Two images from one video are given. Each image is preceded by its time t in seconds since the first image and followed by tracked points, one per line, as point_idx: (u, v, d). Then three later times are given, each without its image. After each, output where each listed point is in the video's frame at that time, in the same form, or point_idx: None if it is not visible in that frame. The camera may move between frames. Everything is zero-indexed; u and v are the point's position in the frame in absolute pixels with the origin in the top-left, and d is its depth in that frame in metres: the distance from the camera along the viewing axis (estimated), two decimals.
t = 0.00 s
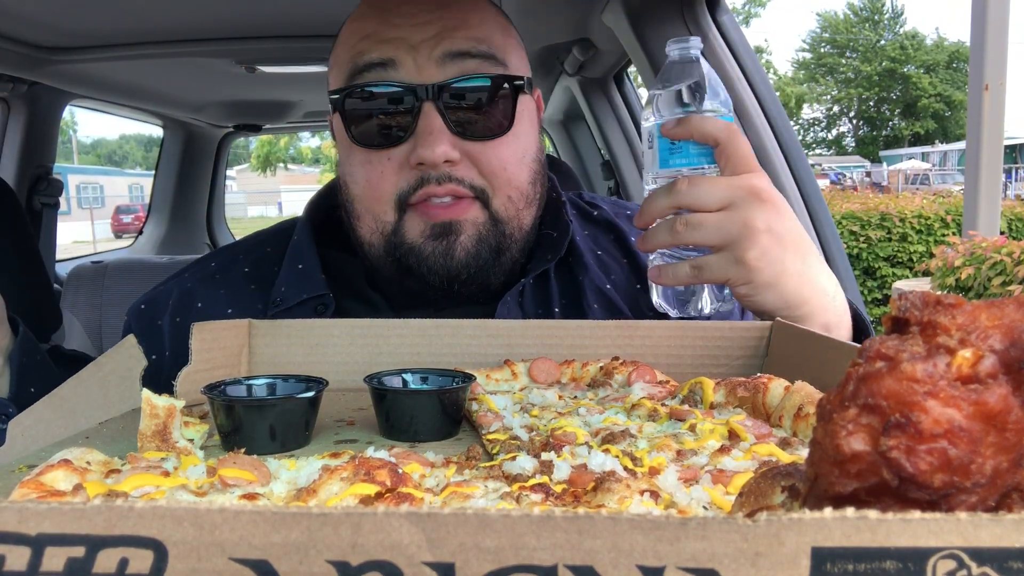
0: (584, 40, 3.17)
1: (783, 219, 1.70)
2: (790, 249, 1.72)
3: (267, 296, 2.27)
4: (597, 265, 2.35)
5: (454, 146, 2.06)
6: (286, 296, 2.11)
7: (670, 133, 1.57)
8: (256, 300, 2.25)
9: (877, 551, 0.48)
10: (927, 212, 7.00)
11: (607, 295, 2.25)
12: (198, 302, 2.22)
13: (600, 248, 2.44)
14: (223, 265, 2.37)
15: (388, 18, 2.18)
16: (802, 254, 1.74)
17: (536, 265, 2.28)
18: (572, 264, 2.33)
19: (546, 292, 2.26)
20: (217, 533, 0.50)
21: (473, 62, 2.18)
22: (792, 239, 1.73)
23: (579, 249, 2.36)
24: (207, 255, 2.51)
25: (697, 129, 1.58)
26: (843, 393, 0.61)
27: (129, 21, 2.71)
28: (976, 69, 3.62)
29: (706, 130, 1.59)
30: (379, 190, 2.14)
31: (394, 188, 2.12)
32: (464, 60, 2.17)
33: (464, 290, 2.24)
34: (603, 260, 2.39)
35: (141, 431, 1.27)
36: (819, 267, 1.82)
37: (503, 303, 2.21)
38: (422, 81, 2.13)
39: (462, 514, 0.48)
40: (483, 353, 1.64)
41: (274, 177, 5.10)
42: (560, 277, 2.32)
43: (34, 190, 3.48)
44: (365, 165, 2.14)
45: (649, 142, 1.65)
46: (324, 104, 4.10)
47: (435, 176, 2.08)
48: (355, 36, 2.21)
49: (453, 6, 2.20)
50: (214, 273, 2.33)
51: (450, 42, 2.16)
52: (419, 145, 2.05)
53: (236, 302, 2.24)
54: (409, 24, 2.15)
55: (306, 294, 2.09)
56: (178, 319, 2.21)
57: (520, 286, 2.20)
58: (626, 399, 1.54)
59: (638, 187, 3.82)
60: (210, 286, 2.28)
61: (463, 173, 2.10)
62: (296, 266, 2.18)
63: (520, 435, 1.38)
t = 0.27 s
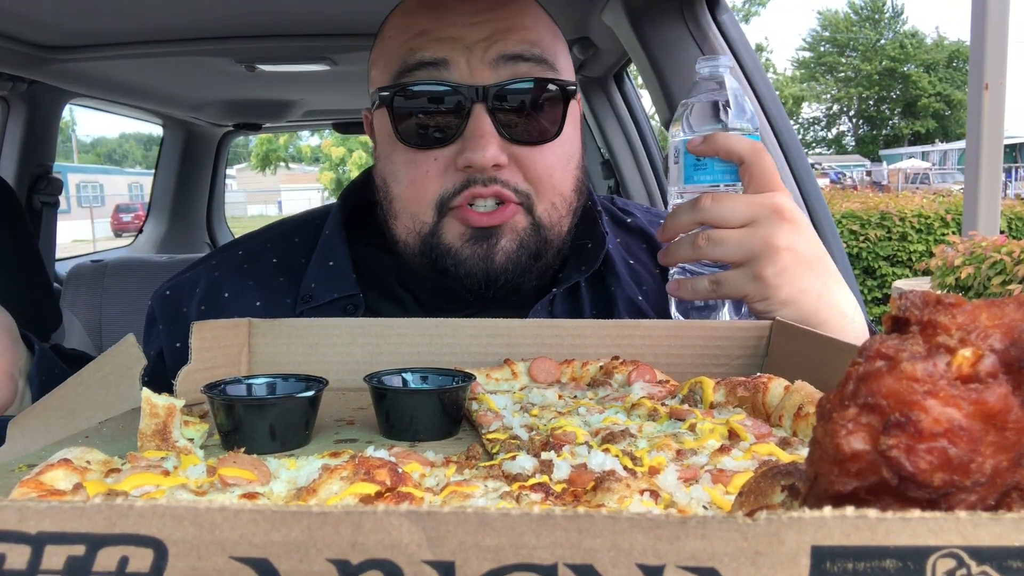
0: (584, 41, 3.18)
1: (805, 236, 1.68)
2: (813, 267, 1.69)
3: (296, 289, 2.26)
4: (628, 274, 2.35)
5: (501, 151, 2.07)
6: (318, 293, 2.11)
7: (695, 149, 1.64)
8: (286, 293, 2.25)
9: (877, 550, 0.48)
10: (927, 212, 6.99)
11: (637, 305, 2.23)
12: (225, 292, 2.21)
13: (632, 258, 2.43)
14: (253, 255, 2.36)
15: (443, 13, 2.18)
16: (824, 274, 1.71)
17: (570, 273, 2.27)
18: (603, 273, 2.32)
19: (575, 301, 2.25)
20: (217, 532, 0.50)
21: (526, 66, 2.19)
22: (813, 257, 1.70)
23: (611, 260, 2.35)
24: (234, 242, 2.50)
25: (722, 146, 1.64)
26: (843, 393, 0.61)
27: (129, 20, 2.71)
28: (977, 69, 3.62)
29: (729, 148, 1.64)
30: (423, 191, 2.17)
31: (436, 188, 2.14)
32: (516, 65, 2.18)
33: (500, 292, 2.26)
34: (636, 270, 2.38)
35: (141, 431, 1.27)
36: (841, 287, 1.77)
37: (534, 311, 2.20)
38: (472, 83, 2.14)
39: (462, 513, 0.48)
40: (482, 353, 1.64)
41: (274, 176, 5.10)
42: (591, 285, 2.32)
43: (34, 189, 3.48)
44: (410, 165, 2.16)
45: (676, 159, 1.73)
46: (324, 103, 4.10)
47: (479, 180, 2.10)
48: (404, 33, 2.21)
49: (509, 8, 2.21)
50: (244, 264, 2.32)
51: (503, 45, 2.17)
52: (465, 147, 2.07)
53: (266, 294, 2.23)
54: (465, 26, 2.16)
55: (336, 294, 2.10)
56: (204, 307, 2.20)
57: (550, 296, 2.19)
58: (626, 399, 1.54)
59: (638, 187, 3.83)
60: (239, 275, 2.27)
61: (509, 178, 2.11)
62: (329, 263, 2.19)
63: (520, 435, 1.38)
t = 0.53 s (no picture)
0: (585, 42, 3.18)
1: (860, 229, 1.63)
2: (872, 261, 1.63)
3: (308, 284, 2.25)
4: (637, 279, 2.35)
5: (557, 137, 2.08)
6: (332, 289, 2.12)
7: (746, 144, 1.62)
8: (299, 287, 2.24)
9: (877, 550, 0.48)
10: (927, 212, 6.93)
11: (647, 309, 2.26)
12: (237, 288, 2.22)
13: (640, 263, 2.43)
14: (263, 251, 2.35)
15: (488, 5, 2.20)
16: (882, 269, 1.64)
17: (582, 277, 2.28)
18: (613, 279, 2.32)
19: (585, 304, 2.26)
20: (217, 532, 0.50)
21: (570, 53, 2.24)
22: (869, 251, 1.64)
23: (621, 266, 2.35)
24: (247, 238, 2.51)
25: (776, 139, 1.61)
26: (843, 393, 0.61)
27: (128, 20, 2.71)
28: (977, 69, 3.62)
29: (782, 140, 1.62)
30: (478, 180, 2.14)
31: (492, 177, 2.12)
32: (564, 53, 2.22)
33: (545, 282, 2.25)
34: (644, 276, 2.38)
35: (141, 430, 1.27)
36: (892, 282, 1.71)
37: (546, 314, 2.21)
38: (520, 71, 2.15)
39: (462, 514, 0.48)
40: (482, 353, 1.64)
41: (274, 175, 5.10)
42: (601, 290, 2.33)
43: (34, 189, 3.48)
44: (464, 154, 2.14)
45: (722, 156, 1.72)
46: (324, 103, 4.10)
47: (541, 166, 2.10)
48: (448, 25, 2.20)
49: None
50: (255, 259, 2.31)
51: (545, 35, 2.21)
52: (526, 135, 2.07)
53: (278, 289, 2.22)
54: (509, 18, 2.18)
55: (349, 289, 2.11)
56: (215, 302, 2.20)
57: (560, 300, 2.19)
58: (626, 399, 1.54)
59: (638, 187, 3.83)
60: (250, 270, 2.27)
61: (565, 164, 2.12)
62: (340, 259, 2.19)
63: (520, 434, 1.38)
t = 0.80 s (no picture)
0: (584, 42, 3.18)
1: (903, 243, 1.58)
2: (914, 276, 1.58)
3: (295, 289, 2.25)
4: (626, 280, 2.35)
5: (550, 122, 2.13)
6: (316, 293, 2.12)
7: (795, 149, 1.51)
8: (286, 293, 2.24)
9: (876, 549, 0.48)
10: (927, 212, 7.02)
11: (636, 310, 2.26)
12: (227, 295, 2.22)
13: (628, 264, 2.42)
14: (250, 258, 2.35)
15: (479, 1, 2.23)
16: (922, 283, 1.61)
17: (570, 274, 2.28)
18: (600, 279, 2.32)
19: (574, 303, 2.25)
20: (217, 532, 0.50)
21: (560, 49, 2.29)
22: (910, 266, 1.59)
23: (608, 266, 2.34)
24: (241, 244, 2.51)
25: (828, 145, 1.52)
26: (843, 392, 0.61)
27: (128, 21, 2.71)
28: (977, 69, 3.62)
29: (834, 147, 1.52)
30: (474, 165, 2.16)
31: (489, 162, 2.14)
32: (553, 48, 2.27)
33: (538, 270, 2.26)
34: (632, 278, 2.37)
35: (141, 431, 1.27)
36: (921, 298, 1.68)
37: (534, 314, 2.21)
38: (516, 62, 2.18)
39: (462, 514, 0.48)
40: (482, 353, 1.64)
41: (275, 177, 5.09)
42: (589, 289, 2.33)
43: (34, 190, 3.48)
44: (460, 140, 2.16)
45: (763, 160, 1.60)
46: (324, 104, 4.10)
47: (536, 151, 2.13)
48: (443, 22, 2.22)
49: None
50: (242, 266, 2.31)
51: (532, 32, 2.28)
52: (520, 121, 2.11)
53: (265, 294, 2.23)
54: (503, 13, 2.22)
55: (332, 293, 2.10)
56: (204, 310, 2.21)
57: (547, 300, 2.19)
58: (626, 399, 1.54)
59: (638, 188, 3.83)
60: (238, 279, 2.27)
61: (557, 150, 2.16)
62: (325, 263, 2.18)
63: (520, 434, 1.38)
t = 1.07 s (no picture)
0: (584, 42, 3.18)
1: (878, 231, 1.60)
2: (890, 264, 1.61)
3: (291, 295, 2.25)
4: (621, 283, 2.34)
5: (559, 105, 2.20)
6: (311, 298, 2.12)
7: (764, 145, 1.47)
8: (283, 298, 2.24)
9: (877, 551, 0.48)
10: (927, 212, 6.99)
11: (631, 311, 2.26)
12: (223, 300, 2.22)
13: (621, 268, 2.41)
14: (246, 264, 2.35)
15: None
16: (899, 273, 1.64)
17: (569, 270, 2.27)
18: (595, 281, 2.31)
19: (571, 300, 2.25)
20: (216, 533, 0.50)
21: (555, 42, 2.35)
22: (886, 254, 1.62)
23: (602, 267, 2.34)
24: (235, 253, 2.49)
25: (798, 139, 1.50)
26: (843, 393, 0.61)
27: (128, 21, 2.71)
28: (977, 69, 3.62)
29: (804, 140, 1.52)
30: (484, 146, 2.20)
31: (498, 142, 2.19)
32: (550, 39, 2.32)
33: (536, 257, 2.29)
34: (626, 282, 2.36)
35: (141, 431, 1.27)
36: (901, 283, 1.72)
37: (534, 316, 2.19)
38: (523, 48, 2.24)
39: (462, 514, 0.48)
40: (483, 353, 1.64)
41: (275, 177, 5.09)
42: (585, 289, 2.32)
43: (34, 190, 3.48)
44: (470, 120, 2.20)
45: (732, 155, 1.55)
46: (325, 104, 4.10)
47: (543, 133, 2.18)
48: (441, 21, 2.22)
49: None
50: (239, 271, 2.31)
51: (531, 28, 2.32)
52: (528, 102, 2.17)
53: (262, 300, 2.23)
54: (506, 6, 2.25)
55: (327, 297, 2.10)
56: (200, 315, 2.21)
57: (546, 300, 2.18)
58: (626, 399, 1.54)
59: (639, 188, 3.83)
60: (235, 285, 2.26)
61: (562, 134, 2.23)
62: (320, 269, 2.18)
63: (520, 435, 1.38)
